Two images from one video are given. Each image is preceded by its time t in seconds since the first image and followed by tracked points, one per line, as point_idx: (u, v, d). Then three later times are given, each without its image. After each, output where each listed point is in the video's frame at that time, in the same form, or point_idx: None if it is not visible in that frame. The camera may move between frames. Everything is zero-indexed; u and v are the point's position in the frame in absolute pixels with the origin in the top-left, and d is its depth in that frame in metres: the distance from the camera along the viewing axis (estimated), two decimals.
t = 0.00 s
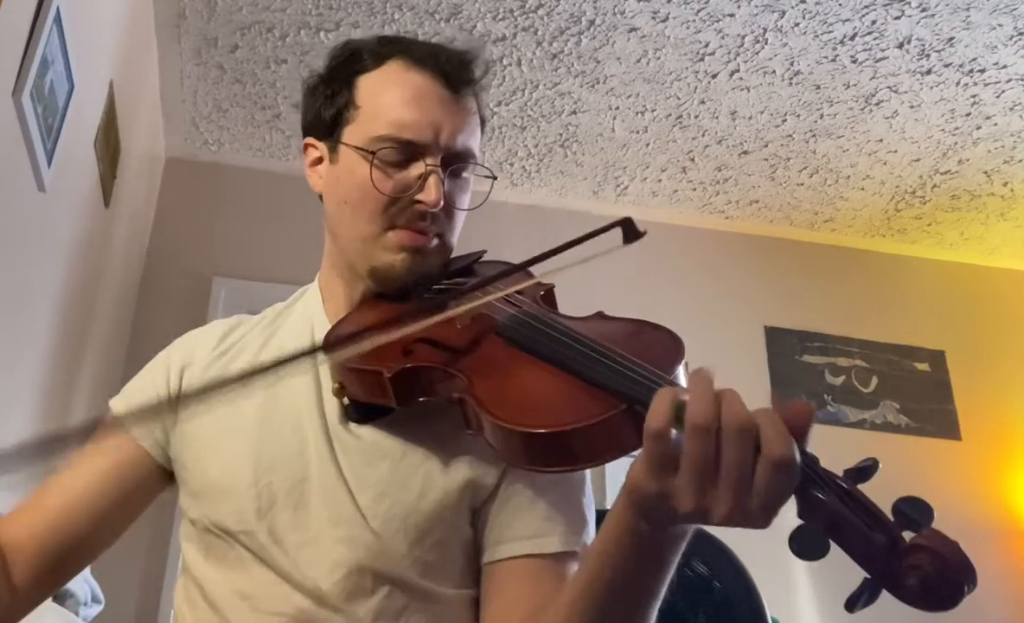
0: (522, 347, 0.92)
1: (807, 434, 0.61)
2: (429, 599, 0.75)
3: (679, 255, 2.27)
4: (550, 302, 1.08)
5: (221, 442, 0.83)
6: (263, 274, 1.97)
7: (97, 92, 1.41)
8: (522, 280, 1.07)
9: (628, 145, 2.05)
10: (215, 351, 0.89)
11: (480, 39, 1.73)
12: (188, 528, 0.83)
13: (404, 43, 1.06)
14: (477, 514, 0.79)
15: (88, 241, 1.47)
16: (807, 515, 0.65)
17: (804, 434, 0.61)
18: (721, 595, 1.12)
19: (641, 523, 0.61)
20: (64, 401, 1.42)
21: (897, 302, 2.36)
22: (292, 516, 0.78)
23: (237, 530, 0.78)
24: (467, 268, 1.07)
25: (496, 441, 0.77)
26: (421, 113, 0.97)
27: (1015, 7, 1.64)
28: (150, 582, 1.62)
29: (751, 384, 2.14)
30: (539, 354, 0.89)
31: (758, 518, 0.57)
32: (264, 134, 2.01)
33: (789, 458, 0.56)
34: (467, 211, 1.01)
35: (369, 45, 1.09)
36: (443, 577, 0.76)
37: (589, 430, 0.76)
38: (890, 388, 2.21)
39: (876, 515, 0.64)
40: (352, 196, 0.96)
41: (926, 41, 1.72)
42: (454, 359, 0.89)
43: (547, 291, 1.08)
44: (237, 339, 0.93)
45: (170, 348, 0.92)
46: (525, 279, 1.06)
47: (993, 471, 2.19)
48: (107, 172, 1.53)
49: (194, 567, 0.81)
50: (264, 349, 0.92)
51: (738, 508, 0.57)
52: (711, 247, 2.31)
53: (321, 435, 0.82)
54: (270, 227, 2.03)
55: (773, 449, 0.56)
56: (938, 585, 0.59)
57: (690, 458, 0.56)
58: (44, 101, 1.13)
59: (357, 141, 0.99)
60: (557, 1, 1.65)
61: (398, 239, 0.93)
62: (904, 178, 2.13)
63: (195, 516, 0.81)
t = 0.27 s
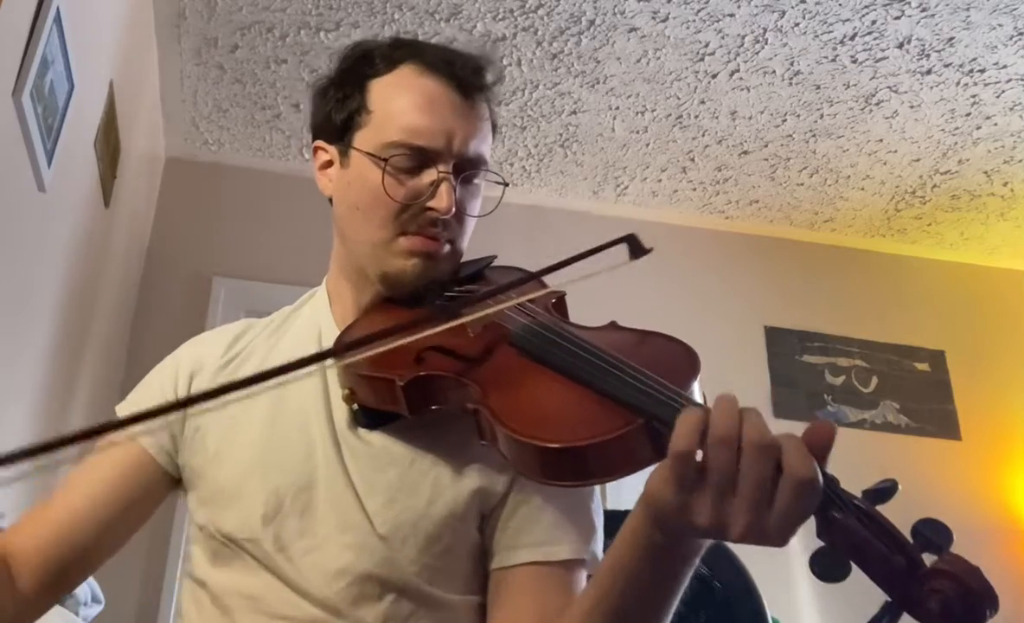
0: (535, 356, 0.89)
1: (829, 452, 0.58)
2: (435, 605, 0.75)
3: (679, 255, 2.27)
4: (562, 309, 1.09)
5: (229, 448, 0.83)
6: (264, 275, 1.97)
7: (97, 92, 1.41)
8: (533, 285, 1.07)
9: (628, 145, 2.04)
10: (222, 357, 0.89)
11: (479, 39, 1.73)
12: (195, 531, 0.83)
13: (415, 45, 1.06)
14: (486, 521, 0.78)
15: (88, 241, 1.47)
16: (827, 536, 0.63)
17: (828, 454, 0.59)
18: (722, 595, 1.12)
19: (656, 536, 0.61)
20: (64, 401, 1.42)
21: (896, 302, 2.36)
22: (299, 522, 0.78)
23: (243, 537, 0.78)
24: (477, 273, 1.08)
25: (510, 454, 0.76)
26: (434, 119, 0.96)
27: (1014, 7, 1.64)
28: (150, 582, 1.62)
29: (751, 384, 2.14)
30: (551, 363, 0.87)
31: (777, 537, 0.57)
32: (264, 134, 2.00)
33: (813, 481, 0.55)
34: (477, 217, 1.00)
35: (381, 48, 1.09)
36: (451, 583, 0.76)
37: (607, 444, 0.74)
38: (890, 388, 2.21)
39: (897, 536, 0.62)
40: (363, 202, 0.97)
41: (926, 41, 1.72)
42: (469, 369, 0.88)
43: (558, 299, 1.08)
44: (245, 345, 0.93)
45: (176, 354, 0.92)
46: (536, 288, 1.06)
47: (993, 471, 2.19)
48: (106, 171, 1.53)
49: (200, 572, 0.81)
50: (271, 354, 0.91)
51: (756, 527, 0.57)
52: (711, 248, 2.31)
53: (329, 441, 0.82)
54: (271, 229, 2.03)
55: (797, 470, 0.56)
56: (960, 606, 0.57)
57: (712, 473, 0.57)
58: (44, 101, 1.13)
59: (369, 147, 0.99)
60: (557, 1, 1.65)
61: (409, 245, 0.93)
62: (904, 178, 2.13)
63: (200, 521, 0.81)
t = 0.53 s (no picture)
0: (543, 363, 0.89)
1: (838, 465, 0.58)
2: (438, 609, 0.75)
3: (679, 255, 2.27)
4: (567, 313, 1.08)
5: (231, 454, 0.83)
6: (265, 275, 1.97)
7: (97, 91, 1.41)
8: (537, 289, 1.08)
9: (628, 145, 2.04)
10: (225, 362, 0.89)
11: (479, 39, 1.73)
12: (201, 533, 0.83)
13: (418, 47, 1.06)
14: (490, 525, 0.79)
15: (88, 241, 1.47)
16: (838, 551, 0.64)
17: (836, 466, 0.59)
18: (722, 595, 1.12)
19: (665, 547, 0.61)
20: (64, 401, 1.41)
21: (896, 302, 2.36)
22: (303, 525, 0.78)
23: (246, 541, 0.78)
24: (483, 274, 1.08)
25: (517, 462, 0.76)
26: (439, 121, 0.96)
27: (1014, 7, 1.64)
28: (151, 582, 1.62)
29: (751, 384, 2.14)
30: (557, 369, 0.87)
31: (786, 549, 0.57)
32: (264, 134, 2.00)
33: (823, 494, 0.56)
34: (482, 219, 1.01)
35: (385, 49, 1.09)
36: (455, 586, 0.77)
37: (614, 454, 0.74)
38: (890, 388, 2.21)
39: (907, 551, 0.63)
40: (369, 203, 0.96)
41: (926, 41, 1.72)
42: (477, 374, 0.87)
43: (562, 303, 1.08)
44: (249, 348, 0.93)
45: (182, 354, 0.93)
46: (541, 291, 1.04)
47: (993, 471, 2.20)
48: (106, 171, 1.53)
49: (203, 575, 0.81)
50: (274, 359, 0.91)
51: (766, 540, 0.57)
52: (711, 248, 2.31)
53: (333, 444, 0.81)
54: (272, 229, 2.03)
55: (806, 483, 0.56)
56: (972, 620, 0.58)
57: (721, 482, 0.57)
58: (44, 101, 1.13)
59: (374, 149, 0.99)
60: (557, 1, 1.65)
61: (414, 248, 0.93)
62: (904, 178, 2.13)
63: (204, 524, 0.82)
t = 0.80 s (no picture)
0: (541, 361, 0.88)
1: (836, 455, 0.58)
2: (438, 609, 0.75)
3: (679, 255, 2.27)
4: (565, 312, 1.09)
5: (230, 459, 0.83)
6: (264, 275, 1.97)
7: (97, 91, 1.41)
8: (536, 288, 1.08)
9: (628, 145, 2.04)
10: (224, 367, 0.89)
11: (480, 39, 1.73)
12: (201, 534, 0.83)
13: (414, 47, 1.06)
14: (490, 523, 0.78)
15: (88, 241, 1.47)
16: (837, 543, 0.64)
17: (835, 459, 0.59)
18: (722, 594, 1.12)
19: (665, 548, 0.61)
20: (64, 401, 1.41)
21: (897, 302, 2.36)
22: (303, 526, 0.78)
23: (246, 542, 0.78)
24: (481, 274, 1.08)
25: (517, 458, 0.76)
26: (435, 120, 0.96)
27: (1014, 7, 1.64)
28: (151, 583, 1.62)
29: (751, 384, 2.14)
30: (555, 367, 0.87)
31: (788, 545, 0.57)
32: (264, 134, 2.00)
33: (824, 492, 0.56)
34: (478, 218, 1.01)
35: (382, 50, 1.08)
36: (455, 586, 0.76)
37: (613, 449, 0.74)
38: (891, 388, 2.21)
39: (904, 540, 0.63)
40: (366, 202, 0.96)
41: (926, 41, 1.72)
42: (475, 372, 0.87)
43: (560, 301, 1.09)
44: (247, 352, 0.93)
45: (182, 363, 0.93)
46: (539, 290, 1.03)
47: (993, 471, 2.20)
48: (107, 172, 1.53)
49: (204, 576, 0.81)
50: (271, 361, 0.91)
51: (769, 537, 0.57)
52: (711, 247, 2.31)
53: (332, 444, 0.81)
54: (272, 230, 2.03)
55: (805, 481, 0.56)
56: (970, 611, 0.58)
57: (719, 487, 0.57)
58: (44, 101, 1.13)
59: (371, 149, 0.99)
60: (557, 2, 1.65)
61: (412, 247, 0.93)
62: (904, 178, 2.13)
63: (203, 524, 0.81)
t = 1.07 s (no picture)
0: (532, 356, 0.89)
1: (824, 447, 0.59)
2: (435, 610, 0.75)
3: (678, 255, 2.27)
4: (556, 308, 1.07)
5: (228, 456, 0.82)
6: (264, 275, 1.97)
7: (97, 92, 1.41)
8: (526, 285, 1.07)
9: (628, 145, 2.05)
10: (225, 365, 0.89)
11: (480, 39, 1.73)
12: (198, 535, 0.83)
13: (404, 49, 1.06)
14: (486, 523, 0.78)
15: (88, 242, 1.46)
16: (825, 530, 0.65)
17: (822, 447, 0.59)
18: (721, 594, 1.12)
19: (651, 539, 0.62)
20: (64, 401, 1.41)
21: (897, 302, 2.36)
22: (300, 527, 0.77)
23: (244, 544, 0.77)
24: (474, 272, 1.09)
25: (508, 454, 0.77)
26: (424, 122, 0.96)
27: (1014, 7, 1.64)
28: (151, 584, 1.62)
29: (751, 385, 2.14)
30: (545, 364, 0.87)
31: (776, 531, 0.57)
32: (263, 134, 2.00)
33: (807, 471, 0.56)
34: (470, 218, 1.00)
35: (371, 52, 1.09)
36: (452, 586, 0.77)
37: (603, 444, 0.75)
38: (891, 388, 2.21)
39: (891, 524, 0.63)
40: (357, 204, 0.96)
41: (926, 41, 1.72)
42: (466, 370, 0.87)
43: (553, 298, 1.07)
44: (247, 352, 0.93)
45: (181, 361, 0.93)
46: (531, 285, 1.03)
47: (994, 471, 2.20)
48: (107, 173, 1.53)
49: (200, 575, 0.81)
50: (271, 366, 0.91)
51: (757, 522, 0.57)
52: (711, 248, 2.31)
53: (329, 446, 0.82)
54: (271, 230, 2.03)
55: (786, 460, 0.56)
56: (955, 595, 0.58)
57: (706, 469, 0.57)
58: (44, 101, 1.13)
59: (361, 151, 0.99)
60: (557, 2, 1.65)
61: (404, 248, 0.93)
62: (904, 178, 2.13)
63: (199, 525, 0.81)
